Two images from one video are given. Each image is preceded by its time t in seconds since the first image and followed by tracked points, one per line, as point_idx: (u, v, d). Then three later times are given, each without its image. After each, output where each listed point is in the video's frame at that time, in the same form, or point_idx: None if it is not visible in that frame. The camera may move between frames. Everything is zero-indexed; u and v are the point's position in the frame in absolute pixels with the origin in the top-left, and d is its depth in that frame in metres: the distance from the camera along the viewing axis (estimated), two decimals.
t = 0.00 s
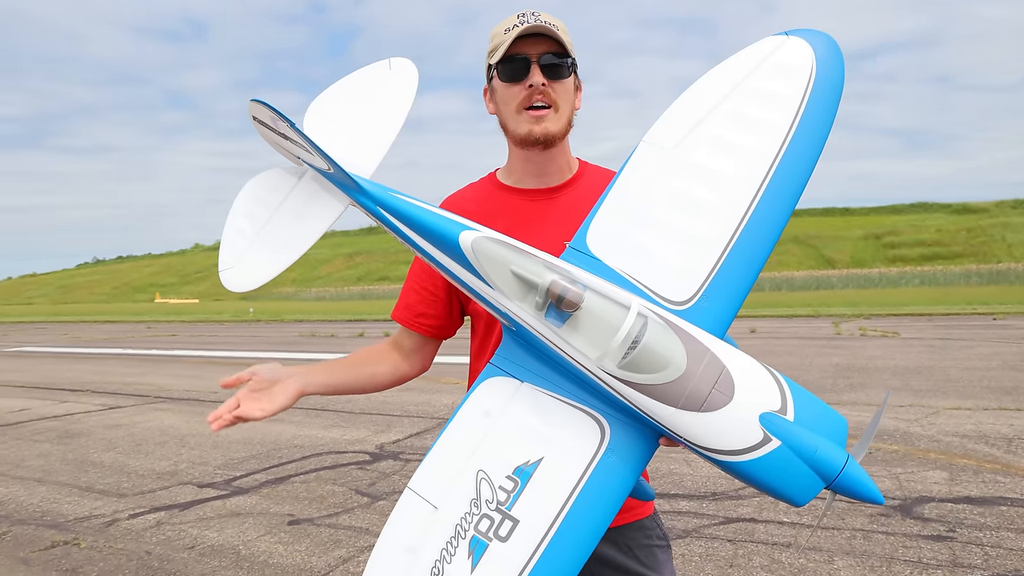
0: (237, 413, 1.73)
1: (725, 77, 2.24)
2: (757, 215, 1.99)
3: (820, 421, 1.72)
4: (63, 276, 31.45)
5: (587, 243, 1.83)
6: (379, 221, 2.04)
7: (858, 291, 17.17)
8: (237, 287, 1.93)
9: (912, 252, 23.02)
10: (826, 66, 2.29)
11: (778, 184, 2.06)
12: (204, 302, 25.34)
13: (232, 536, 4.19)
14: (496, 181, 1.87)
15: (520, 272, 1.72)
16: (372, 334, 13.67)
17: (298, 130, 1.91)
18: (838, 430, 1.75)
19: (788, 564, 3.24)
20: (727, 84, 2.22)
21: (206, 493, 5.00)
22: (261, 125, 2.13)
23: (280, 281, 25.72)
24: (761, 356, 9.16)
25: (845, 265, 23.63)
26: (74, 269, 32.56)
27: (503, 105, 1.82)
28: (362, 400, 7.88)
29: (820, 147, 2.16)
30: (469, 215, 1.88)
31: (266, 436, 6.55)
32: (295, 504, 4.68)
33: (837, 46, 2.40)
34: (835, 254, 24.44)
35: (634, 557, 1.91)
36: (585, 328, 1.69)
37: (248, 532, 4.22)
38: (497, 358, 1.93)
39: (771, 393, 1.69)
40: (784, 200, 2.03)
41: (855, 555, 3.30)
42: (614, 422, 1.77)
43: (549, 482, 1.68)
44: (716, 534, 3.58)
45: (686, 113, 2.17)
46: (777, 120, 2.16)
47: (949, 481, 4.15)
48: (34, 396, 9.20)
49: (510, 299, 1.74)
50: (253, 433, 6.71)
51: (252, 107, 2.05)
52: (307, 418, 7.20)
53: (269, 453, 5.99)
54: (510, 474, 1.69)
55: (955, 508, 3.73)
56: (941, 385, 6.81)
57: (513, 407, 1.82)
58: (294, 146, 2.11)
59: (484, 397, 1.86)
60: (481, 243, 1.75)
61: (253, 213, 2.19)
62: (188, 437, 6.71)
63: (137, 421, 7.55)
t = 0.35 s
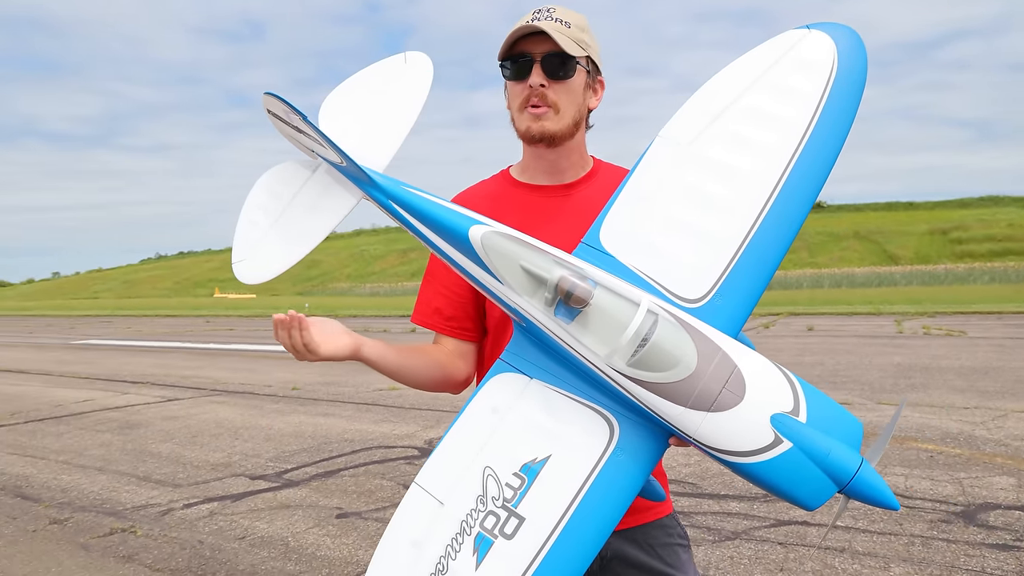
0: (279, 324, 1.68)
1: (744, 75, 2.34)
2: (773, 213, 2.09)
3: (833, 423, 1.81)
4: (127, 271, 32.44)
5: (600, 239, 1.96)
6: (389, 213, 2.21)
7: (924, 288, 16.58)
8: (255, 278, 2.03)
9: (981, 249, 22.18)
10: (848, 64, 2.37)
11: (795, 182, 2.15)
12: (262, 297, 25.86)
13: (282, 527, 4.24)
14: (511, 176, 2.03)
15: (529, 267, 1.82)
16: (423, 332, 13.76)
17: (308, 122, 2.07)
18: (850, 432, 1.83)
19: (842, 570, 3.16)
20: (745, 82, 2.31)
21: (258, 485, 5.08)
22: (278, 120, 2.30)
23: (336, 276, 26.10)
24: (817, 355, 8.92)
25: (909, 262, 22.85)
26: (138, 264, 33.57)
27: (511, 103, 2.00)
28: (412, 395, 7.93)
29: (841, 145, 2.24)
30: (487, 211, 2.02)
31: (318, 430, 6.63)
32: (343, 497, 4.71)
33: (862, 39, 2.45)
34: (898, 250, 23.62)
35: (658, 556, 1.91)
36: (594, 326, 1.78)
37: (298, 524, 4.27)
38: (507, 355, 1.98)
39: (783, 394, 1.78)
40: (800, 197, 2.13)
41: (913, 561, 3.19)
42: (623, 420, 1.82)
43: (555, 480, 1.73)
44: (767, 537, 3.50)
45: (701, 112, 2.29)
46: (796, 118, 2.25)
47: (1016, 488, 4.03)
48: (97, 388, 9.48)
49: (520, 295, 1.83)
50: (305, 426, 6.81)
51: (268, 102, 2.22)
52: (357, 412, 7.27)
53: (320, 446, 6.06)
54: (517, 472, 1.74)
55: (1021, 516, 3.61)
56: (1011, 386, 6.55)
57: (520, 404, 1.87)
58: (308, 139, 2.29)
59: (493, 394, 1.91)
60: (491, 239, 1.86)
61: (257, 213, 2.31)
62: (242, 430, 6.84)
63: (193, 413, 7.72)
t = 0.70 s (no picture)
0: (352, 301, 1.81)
1: (763, 69, 2.32)
2: (789, 209, 2.08)
3: (842, 426, 1.79)
4: (179, 267, 33.34)
5: (614, 237, 1.98)
6: (406, 210, 2.28)
7: (977, 285, 16.16)
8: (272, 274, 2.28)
9: None
10: (871, 57, 2.34)
11: (813, 178, 2.13)
12: (308, 292, 26.33)
13: (320, 518, 4.34)
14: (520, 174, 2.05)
15: (540, 266, 1.85)
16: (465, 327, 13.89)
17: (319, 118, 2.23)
18: (861, 436, 1.81)
19: (879, 570, 3.12)
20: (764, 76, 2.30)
21: (298, 477, 5.20)
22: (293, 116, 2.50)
23: (380, 272, 26.45)
24: (862, 353, 8.76)
25: (962, 259, 22.27)
26: (188, 259, 34.44)
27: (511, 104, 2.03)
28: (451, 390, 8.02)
29: (862, 139, 2.21)
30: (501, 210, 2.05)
31: (358, 423, 6.75)
32: (381, 490, 4.80)
33: (885, 33, 2.43)
34: (950, 247, 23.01)
35: (670, 546, 1.92)
36: (604, 326, 1.79)
37: (337, 516, 4.37)
38: (520, 352, 2.01)
39: (793, 395, 1.77)
40: (818, 193, 2.11)
41: (953, 563, 3.15)
42: (633, 418, 1.82)
43: (564, 477, 1.74)
44: (803, 535, 3.48)
45: (720, 107, 2.28)
46: (816, 113, 2.23)
47: None
48: (147, 380, 9.79)
49: (531, 293, 1.86)
50: (346, 419, 6.94)
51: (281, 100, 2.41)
52: (397, 406, 7.37)
53: (360, 439, 6.16)
54: (528, 469, 1.75)
55: None
56: None
57: (533, 402, 1.89)
58: (322, 135, 2.47)
59: (505, 393, 1.93)
60: (501, 237, 1.88)
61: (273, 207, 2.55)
62: (285, 423, 6.99)
63: (237, 405, 7.93)
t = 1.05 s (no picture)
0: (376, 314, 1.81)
1: (780, 64, 2.30)
2: (803, 206, 2.06)
3: (857, 423, 1.77)
4: (214, 262, 33.87)
5: (629, 231, 1.98)
6: (421, 203, 2.30)
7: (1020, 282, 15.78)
8: (288, 267, 2.33)
9: None
10: (890, 52, 2.31)
11: (828, 174, 2.11)
12: (340, 287, 26.59)
13: (349, 512, 4.40)
14: (534, 169, 2.07)
15: (555, 261, 1.84)
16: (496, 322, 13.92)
17: (336, 113, 2.29)
18: (875, 432, 1.79)
19: (909, 568, 3.08)
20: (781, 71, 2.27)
21: (328, 471, 5.27)
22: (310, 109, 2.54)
23: (412, 267, 26.60)
24: (897, 349, 8.61)
25: (1003, 254, 21.78)
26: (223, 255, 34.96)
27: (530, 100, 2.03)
28: (480, 384, 8.04)
29: (878, 135, 2.19)
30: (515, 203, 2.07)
31: (388, 418, 6.81)
32: (409, 484, 4.85)
33: (905, 28, 2.39)
34: (990, 243, 22.51)
35: (689, 539, 1.91)
36: (618, 320, 1.79)
37: (366, 509, 4.42)
38: (535, 347, 2.01)
39: (807, 391, 1.76)
40: (833, 190, 2.09)
41: (987, 563, 3.11)
42: (646, 413, 1.82)
43: (577, 471, 1.74)
44: (832, 533, 3.44)
45: (736, 102, 2.26)
46: (833, 109, 2.21)
47: None
48: (182, 375, 9.97)
49: (545, 287, 1.86)
50: (376, 414, 7.00)
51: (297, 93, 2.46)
52: (427, 401, 7.42)
53: (390, 434, 6.22)
54: (541, 462, 1.76)
55: None
56: None
57: (547, 396, 1.89)
58: (340, 127, 2.51)
59: (519, 385, 1.94)
60: (517, 231, 1.88)
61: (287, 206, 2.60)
62: (316, 417, 7.08)
63: (269, 400, 8.05)
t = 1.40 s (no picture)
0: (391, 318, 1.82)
1: (794, 62, 2.29)
2: (819, 204, 2.05)
3: (874, 420, 1.76)
4: (234, 264, 34.18)
5: (645, 231, 1.98)
6: (436, 205, 2.31)
7: None
8: (304, 271, 2.37)
9: None
10: (904, 48, 2.29)
11: (845, 171, 2.10)
12: (359, 288, 26.72)
13: (370, 511, 4.43)
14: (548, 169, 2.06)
15: (571, 262, 1.84)
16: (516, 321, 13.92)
17: (350, 113, 2.32)
18: (892, 430, 1.78)
19: (929, 562, 3.05)
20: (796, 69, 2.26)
21: (349, 471, 5.30)
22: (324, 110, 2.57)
23: (430, 267, 26.68)
24: (918, 344, 8.53)
25: None
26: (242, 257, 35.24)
27: (544, 97, 2.02)
28: (500, 383, 8.05)
29: (894, 132, 2.17)
30: (528, 203, 2.06)
31: (408, 417, 6.83)
32: (429, 484, 4.87)
33: (919, 24, 2.37)
34: (1011, 236, 22.24)
35: (706, 534, 1.90)
36: (634, 321, 1.79)
37: (385, 509, 4.44)
38: (551, 347, 2.01)
39: (824, 390, 1.75)
40: (850, 187, 2.08)
41: (1007, 556, 3.08)
42: (665, 412, 1.82)
43: (596, 472, 1.75)
44: (851, 528, 3.42)
45: (750, 100, 2.25)
46: (848, 106, 2.19)
47: None
48: (202, 376, 10.07)
49: (561, 288, 1.86)
50: (396, 414, 7.03)
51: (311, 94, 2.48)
52: (447, 400, 7.44)
53: (410, 433, 6.24)
54: (559, 463, 1.77)
55: None
56: None
57: (564, 396, 1.90)
58: (353, 129, 2.53)
59: (536, 386, 1.94)
60: (532, 232, 1.89)
61: (300, 206, 2.63)
62: (336, 417, 7.12)
63: (290, 400, 8.11)
